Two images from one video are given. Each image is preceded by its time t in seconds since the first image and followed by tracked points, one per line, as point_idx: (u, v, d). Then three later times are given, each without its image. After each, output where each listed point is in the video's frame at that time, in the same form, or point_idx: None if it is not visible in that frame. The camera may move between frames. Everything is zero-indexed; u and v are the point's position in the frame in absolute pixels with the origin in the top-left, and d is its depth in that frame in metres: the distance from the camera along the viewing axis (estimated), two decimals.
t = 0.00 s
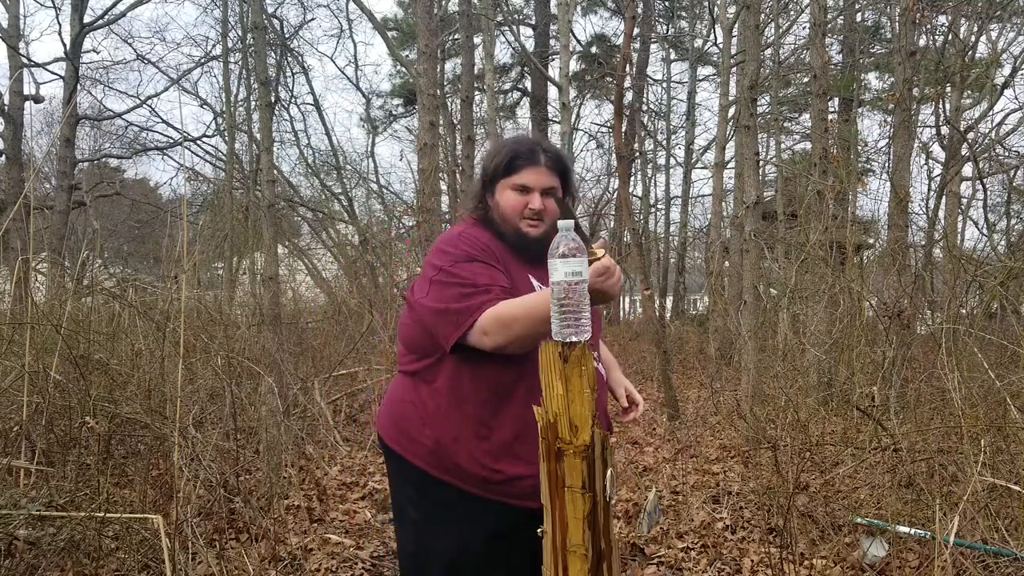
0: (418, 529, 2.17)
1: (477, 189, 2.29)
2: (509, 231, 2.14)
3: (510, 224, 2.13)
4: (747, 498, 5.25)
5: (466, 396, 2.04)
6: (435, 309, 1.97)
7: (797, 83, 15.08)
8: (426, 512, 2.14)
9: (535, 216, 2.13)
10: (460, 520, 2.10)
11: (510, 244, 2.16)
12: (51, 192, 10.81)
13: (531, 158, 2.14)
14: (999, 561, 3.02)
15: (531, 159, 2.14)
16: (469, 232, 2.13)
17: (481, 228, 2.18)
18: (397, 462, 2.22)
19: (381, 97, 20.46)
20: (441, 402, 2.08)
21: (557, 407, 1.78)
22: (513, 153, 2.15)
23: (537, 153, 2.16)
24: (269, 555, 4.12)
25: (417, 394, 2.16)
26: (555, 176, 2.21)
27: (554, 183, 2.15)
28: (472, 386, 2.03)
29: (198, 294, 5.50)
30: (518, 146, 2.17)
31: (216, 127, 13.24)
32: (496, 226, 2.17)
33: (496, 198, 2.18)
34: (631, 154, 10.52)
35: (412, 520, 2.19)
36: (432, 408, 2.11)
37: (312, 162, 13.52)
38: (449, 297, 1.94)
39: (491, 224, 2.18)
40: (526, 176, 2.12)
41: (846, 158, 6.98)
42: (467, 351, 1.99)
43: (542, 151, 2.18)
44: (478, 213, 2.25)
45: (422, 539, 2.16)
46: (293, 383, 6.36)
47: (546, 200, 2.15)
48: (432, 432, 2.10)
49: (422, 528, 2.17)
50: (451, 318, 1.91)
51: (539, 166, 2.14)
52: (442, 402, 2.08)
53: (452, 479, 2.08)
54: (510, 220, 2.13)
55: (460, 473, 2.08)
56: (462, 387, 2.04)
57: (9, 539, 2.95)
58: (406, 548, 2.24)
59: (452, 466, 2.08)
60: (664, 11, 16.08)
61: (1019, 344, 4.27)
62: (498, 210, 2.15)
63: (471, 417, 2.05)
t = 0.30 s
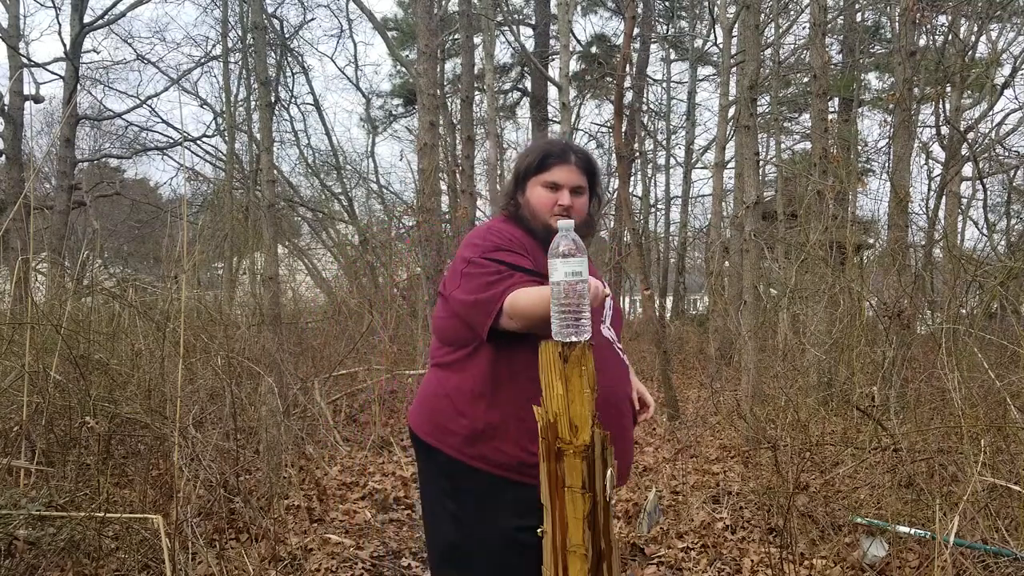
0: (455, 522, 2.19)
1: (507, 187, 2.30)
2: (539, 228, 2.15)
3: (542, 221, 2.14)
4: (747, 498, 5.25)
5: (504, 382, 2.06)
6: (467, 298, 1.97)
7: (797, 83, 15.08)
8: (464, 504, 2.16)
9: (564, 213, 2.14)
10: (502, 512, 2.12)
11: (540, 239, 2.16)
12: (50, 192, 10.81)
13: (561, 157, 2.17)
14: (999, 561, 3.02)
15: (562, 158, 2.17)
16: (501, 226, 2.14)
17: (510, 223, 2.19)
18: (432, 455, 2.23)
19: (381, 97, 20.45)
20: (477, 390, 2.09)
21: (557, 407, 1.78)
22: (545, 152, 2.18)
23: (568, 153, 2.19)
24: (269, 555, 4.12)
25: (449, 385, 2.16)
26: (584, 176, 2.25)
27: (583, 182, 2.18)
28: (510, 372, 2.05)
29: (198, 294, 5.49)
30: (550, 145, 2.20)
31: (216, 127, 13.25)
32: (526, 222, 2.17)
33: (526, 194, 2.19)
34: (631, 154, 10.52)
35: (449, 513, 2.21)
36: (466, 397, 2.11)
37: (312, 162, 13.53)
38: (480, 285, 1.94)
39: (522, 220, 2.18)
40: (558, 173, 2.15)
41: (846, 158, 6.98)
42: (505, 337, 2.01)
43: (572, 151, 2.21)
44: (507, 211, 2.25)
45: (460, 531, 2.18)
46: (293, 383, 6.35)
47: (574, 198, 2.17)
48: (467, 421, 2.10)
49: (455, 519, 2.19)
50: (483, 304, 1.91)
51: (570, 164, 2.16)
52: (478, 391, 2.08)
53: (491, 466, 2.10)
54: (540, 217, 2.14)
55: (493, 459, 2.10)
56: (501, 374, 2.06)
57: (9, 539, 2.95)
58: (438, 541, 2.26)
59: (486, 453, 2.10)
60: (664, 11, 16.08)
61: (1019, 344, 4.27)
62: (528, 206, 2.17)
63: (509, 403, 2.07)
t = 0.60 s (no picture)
0: (457, 546, 2.15)
1: (501, 198, 2.28)
2: (537, 238, 2.14)
3: (539, 230, 2.13)
4: (747, 498, 5.25)
5: (507, 399, 2.06)
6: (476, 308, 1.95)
7: (797, 83, 15.08)
8: (466, 526, 2.13)
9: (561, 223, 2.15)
10: (505, 529, 2.10)
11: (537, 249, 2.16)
12: (50, 192, 10.82)
13: (558, 166, 2.17)
14: (998, 561, 3.03)
15: (559, 167, 2.17)
16: (499, 235, 2.12)
17: (508, 231, 2.17)
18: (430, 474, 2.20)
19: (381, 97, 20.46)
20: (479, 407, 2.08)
21: (557, 407, 1.78)
22: (542, 161, 2.18)
23: (564, 161, 2.20)
24: (269, 556, 4.12)
25: (448, 400, 2.15)
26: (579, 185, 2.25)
27: (579, 191, 2.19)
28: (513, 389, 2.05)
29: (198, 294, 5.49)
30: (546, 155, 2.20)
31: (216, 127, 13.25)
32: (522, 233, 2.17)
33: (522, 206, 2.18)
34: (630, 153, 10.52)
35: (448, 535, 2.17)
36: (468, 412, 2.10)
37: (312, 162, 13.54)
38: (492, 294, 1.92)
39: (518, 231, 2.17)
40: (554, 182, 2.14)
41: (846, 158, 6.98)
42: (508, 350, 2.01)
43: (568, 160, 2.22)
44: (501, 220, 2.24)
45: (459, 550, 2.14)
46: (293, 383, 6.34)
47: (571, 207, 2.17)
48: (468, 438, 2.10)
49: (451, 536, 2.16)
50: (495, 315, 1.89)
51: (567, 173, 2.17)
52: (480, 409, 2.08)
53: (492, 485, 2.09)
54: (539, 226, 2.13)
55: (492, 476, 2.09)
56: (503, 388, 2.05)
57: (9, 539, 2.96)
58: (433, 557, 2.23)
59: (486, 469, 2.09)
60: (665, 11, 16.08)
61: (1019, 345, 4.27)
62: (525, 217, 2.16)
63: (512, 421, 2.07)
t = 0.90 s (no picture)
0: (435, 553, 2.11)
1: (484, 200, 2.29)
2: (521, 242, 2.15)
3: (522, 235, 2.14)
4: (747, 498, 5.25)
5: (481, 400, 2.03)
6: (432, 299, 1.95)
7: (796, 83, 15.10)
8: (445, 532, 2.10)
9: (545, 226, 2.13)
10: (487, 535, 2.07)
11: (519, 252, 2.18)
12: (51, 192, 10.81)
13: (539, 167, 2.14)
14: (999, 561, 3.03)
15: (540, 168, 2.14)
16: (479, 238, 2.16)
17: (483, 236, 2.18)
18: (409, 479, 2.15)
19: (381, 97, 20.46)
20: (452, 409, 2.05)
21: (557, 407, 1.78)
22: (522, 163, 2.16)
23: (546, 163, 2.17)
24: (269, 556, 4.12)
25: (421, 403, 2.12)
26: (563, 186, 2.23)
27: (562, 193, 2.16)
28: (488, 391, 2.03)
29: (198, 294, 5.49)
30: (526, 155, 2.18)
31: (216, 127, 13.26)
32: (505, 237, 2.18)
33: (504, 209, 2.18)
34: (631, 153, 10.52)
35: (426, 541, 2.14)
36: (441, 415, 2.07)
37: (312, 162, 13.54)
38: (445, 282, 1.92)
39: (502, 235, 2.19)
40: (536, 184, 2.12)
41: (846, 158, 6.98)
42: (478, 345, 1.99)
43: (550, 160, 2.19)
44: (485, 224, 2.26)
45: (441, 559, 2.10)
46: (293, 383, 6.33)
47: (555, 209, 2.15)
48: (444, 442, 2.06)
49: (435, 544, 2.11)
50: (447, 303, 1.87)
51: (548, 174, 2.14)
52: (453, 411, 2.05)
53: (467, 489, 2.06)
54: (521, 232, 2.13)
55: (472, 482, 2.06)
56: (478, 391, 2.03)
57: (9, 539, 2.96)
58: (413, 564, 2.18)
59: (466, 476, 2.06)
60: (665, 11, 16.08)
61: (1019, 345, 4.27)
62: (508, 220, 2.16)
63: (488, 423, 2.04)
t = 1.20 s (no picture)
0: (427, 550, 2.11)
1: (483, 200, 2.28)
2: (515, 241, 2.14)
3: (516, 234, 2.12)
4: (747, 498, 5.25)
5: (464, 397, 2.01)
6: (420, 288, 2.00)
7: (796, 83, 15.11)
8: (436, 531, 2.09)
9: (540, 225, 2.11)
10: (478, 535, 2.04)
11: (514, 251, 2.16)
12: (51, 192, 10.81)
13: (534, 167, 2.12)
14: (999, 561, 3.03)
15: (534, 167, 2.12)
16: (477, 236, 2.16)
17: (481, 235, 2.18)
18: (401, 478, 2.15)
19: (382, 97, 20.47)
20: (438, 405, 2.04)
21: (557, 407, 1.77)
22: (516, 162, 2.14)
23: (540, 162, 2.14)
24: (269, 556, 4.12)
25: (412, 400, 2.13)
26: (560, 185, 2.20)
27: (557, 192, 2.13)
28: (471, 387, 2.00)
29: (198, 294, 5.49)
30: (521, 155, 2.16)
31: (216, 127, 13.26)
32: (501, 236, 2.17)
33: (499, 208, 2.17)
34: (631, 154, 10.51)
35: (418, 538, 2.14)
36: (426, 411, 2.07)
37: (312, 162, 13.55)
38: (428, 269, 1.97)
39: (499, 236, 2.18)
40: (529, 184, 2.09)
41: (846, 158, 6.99)
42: (458, 333, 1.96)
43: (545, 159, 2.17)
44: (484, 224, 2.25)
45: (432, 557, 2.10)
46: (293, 383, 6.32)
47: (550, 208, 2.12)
48: (429, 439, 2.05)
49: (427, 543, 2.11)
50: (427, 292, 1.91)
51: (542, 173, 2.11)
52: (437, 407, 2.04)
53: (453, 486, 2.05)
54: (515, 231, 2.12)
55: (458, 480, 2.04)
56: (461, 387, 2.00)
57: (9, 539, 2.95)
58: (408, 562, 2.19)
59: (451, 474, 2.04)
60: (665, 11, 16.09)
61: (1019, 345, 4.27)
62: (503, 220, 2.15)
63: (472, 419, 2.01)
